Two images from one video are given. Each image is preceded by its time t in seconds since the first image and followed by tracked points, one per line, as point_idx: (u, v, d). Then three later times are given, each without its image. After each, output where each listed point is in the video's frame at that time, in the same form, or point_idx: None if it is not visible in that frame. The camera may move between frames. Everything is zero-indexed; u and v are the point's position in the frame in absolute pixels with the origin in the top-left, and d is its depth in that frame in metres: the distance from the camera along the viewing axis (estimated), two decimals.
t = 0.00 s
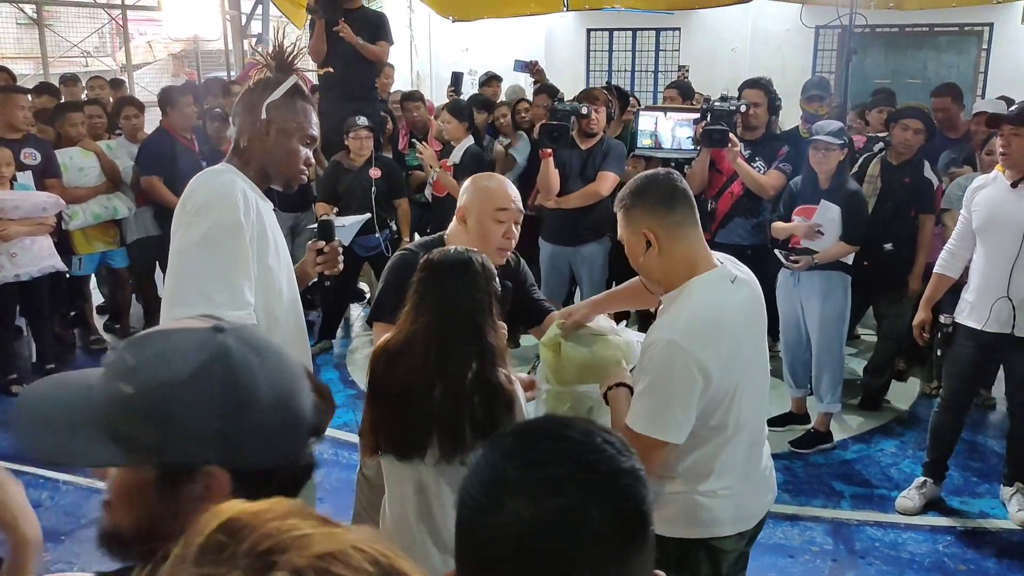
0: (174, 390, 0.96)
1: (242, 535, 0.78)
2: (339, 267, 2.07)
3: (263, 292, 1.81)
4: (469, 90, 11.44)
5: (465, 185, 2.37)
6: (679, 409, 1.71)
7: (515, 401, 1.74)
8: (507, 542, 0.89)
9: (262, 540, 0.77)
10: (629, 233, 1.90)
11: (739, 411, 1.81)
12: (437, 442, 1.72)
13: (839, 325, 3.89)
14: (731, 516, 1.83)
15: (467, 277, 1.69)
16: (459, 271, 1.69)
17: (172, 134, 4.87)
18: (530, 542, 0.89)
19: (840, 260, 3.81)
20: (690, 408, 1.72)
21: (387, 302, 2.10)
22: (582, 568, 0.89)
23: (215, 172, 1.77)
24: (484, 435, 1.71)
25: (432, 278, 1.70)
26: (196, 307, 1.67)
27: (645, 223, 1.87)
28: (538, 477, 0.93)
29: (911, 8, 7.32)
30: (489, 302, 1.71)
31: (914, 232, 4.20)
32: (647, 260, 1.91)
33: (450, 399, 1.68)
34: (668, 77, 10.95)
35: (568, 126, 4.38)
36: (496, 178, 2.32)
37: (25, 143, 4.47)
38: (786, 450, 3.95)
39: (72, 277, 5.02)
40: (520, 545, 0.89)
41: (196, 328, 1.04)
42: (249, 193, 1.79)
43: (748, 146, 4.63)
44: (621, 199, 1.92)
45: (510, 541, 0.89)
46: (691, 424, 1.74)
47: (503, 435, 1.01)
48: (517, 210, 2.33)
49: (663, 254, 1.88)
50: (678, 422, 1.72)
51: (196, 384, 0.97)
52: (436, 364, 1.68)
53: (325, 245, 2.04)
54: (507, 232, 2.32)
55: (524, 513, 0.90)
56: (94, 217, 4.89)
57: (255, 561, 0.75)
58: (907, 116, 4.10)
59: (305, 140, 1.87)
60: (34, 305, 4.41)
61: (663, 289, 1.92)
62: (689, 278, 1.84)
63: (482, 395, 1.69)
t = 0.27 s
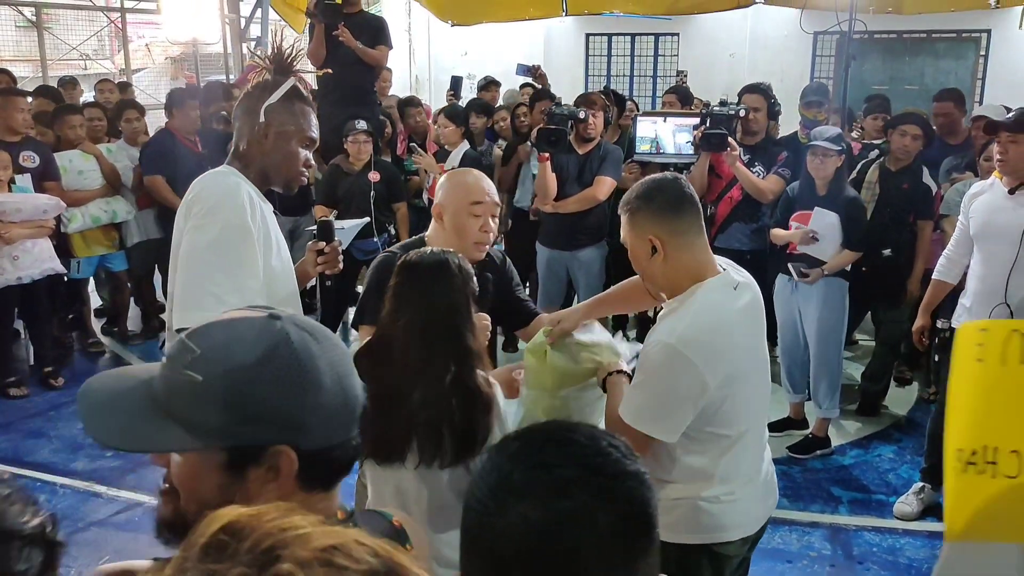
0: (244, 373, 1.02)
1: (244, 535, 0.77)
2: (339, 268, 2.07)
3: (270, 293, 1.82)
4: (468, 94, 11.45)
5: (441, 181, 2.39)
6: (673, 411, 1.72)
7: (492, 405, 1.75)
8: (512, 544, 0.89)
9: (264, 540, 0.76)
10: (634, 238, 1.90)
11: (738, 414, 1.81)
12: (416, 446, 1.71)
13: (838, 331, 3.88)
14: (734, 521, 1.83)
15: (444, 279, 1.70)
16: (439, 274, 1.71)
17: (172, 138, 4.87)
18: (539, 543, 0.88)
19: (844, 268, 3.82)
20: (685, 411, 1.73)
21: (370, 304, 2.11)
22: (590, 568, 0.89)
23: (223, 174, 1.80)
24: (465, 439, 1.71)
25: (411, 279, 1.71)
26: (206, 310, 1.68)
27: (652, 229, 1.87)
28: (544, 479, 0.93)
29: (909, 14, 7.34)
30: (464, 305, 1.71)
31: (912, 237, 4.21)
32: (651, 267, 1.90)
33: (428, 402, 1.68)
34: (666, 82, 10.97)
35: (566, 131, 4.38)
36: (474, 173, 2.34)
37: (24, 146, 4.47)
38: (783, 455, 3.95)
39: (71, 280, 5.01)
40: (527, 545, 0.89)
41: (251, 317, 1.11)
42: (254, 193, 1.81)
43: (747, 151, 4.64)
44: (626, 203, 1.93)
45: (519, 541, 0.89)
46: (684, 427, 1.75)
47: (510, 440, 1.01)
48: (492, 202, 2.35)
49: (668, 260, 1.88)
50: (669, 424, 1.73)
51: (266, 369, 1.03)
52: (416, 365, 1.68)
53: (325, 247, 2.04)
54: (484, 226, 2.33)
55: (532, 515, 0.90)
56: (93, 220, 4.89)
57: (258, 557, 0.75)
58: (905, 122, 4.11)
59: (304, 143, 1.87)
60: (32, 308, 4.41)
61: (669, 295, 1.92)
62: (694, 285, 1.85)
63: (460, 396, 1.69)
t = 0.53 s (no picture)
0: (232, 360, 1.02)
1: (311, 530, 0.70)
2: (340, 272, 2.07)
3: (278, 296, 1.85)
4: (466, 97, 11.48)
5: (427, 185, 2.39)
6: (668, 412, 1.73)
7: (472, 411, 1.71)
8: (516, 545, 0.89)
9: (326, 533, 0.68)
10: (636, 241, 1.90)
11: (736, 417, 1.82)
12: (397, 447, 1.67)
13: (834, 335, 3.88)
14: (734, 522, 1.83)
15: (425, 278, 1.67)
16: (424, 273, 1.68)
17: (170, 140, 4.88)
18: (541, 545, 0.88)
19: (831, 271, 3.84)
20: (681, 412, 1.73)
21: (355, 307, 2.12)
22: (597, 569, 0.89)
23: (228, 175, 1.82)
24: (442, 442, 1.67)
25: (395, 278, 1.69)
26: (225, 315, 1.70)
27: (656, 232, 1.86)
28: (548, 482, 0.93)
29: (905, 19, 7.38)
30: (449, 304, 1.69)
31: (908, 241, 4.23)
32: (654, 271, 1.91)
33: (407, 404, 1.63)
34: (664, 85, 11.00)
35: (562, 133, 4.39)
36: (460, 178, 2.34)
37: (22, 147, 4.47)
38: (780, 459, 3.96)
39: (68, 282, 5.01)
40: (530, 546, 0.88)
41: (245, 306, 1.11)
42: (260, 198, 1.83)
43: (744, 155, 4.65)
44: (628, 204, 1.93)
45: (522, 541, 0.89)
46: (678, 429, 1.75)
47: (511, 446, 1.01)
48: (479, 207, 2.35)
49: (670, 264, 1.88)
50: (663, 425, 1.73)
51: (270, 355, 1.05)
52: (393, 366, 1.64)
53: (325, 250, 2.04)
54: (471, 231, 2.33)
55: (536, 517, 0.90)
56: (91, 222, 4.87)
57: (322, 552, 0.67)
58: (902, 126, 4.12)
59: (309, 145, 1.87)
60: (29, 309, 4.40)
61: (671, 299, 1.93)
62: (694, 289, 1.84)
63: (436, 400, 1.65)
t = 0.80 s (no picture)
0: (168, 347, 0.93)
1: (385, 528, 0.74)
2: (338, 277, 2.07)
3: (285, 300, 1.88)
4: (463, 98, 11.48)
5: (427, 189, 2.38)
6: (661, 413, 1.72)
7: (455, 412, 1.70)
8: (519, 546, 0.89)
9: (392, 538, 0.72)
10: (626, 238, 1.90)
11: (732, 417, 1.82)
12: (380, 449, 1.67)
13: (828, 338, 3.90)
14: (732, 520, 1.83)
15: (413, 278, 1.66)
16: (410, 273, 1.66)
17: (167, 141, 4.88)
18: (545, 548, 0.89)
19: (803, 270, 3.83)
20: (674, 414, 1.73)
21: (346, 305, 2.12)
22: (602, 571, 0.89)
23: (234, 180, 1.80)
24: (426, 443, 1.66)
25: (382, 277, 1.67)
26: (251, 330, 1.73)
27: (647, 230, 1.87)
28: (548, 488, 0.93)
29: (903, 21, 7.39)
30: (438, 303, 1.67)
31: (906, 242, 4.23)
32: (643, 268, 1.91)
33: (393, 405, 1.63)
34: (661, 86, 11.00)
35: (559, 135, 4.39)
36: (460, 182, 2.33)
37: (20, 147, 4.46)
38: (777, 460, 3.96)
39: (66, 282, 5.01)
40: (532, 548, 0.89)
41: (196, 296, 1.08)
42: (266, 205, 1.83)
43: (742, 156, 4.65)
44: (617, 204, 1.93)
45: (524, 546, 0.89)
46: (675, 431, 1.74)
47: (511, 448, 1.02)
48: (480, 212, 2.35)
49: (660, 262, 1.88)
50: (657, 427, 1.72)
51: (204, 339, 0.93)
52: (381, 366, 1.64)
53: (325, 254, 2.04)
54: (471, 236, 2.34)
55: (536, 521, 0.90)
56: (90, 223, 4.88)
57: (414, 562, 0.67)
58: (899, 127, 4.13)
59: (317, 148, 1.88)
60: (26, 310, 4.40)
61: (660, 299, 1.93)
62: (683, 287, 1.85)
63: (421, 401, 1.63)
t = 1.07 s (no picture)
0: (110, 350, 1.06)
1: (421, 530, 0.74)
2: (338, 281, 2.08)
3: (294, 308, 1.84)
4: (460, 99, 11.48)
5: (427, 189, 2.39)
6: (657, 419, 1.69)
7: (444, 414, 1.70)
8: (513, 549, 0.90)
9: (425, 541, 0.72)
10: (619, 241, 1.91)
11: (723, 417, 1.83)
12: (368, 451, 1.68)
13: (823, 338, 3.91)
14: (720, 521, 1.84)
15: (403, 278, 1.66)
16: (400, 273, 1.66)
17: (165, 142, 4.88)
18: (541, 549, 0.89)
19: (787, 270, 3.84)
20: (670, 418, 1.71)
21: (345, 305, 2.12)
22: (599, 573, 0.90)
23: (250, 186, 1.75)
24: (413, 446, 1.66)
25: (372, 277, 1.67)
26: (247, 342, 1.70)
27: (640, 232, 1.88)
28: (549, 490, 0.93)
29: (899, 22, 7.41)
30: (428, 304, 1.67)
31: (902, 242, 4.24)
32: (637, 271, 1.91)
33: (381, 406, 1.64)
34: (659, 87, 11.01)
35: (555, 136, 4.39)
36: (459, 184, 2.33)
37: (17, 148, 4.46)
38: (773, 460, 3.97)
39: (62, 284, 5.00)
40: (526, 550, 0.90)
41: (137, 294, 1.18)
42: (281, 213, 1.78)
43: (740, 157, 4.66)
44: (607, 205, 1.93)
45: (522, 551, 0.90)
46: (671, 436, 1.70)
47: (509, 449, 1.02)
48: (478, 213, 2.36)
49: (655, 264, 1.89)
50: (653, 431, 1.68)
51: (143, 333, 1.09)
52: (371, 366, 1.65)
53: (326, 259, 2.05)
54: (469, 237, 2.34)
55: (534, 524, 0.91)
56: (87, 224, 4.88)
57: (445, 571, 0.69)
58: (896, 128, 4.14)
59: (328, 154, 1.88)
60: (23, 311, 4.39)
61: (650, 298, 1.93)
62: (675, 289, 1.85)
63: (409, 402, 1.64)
